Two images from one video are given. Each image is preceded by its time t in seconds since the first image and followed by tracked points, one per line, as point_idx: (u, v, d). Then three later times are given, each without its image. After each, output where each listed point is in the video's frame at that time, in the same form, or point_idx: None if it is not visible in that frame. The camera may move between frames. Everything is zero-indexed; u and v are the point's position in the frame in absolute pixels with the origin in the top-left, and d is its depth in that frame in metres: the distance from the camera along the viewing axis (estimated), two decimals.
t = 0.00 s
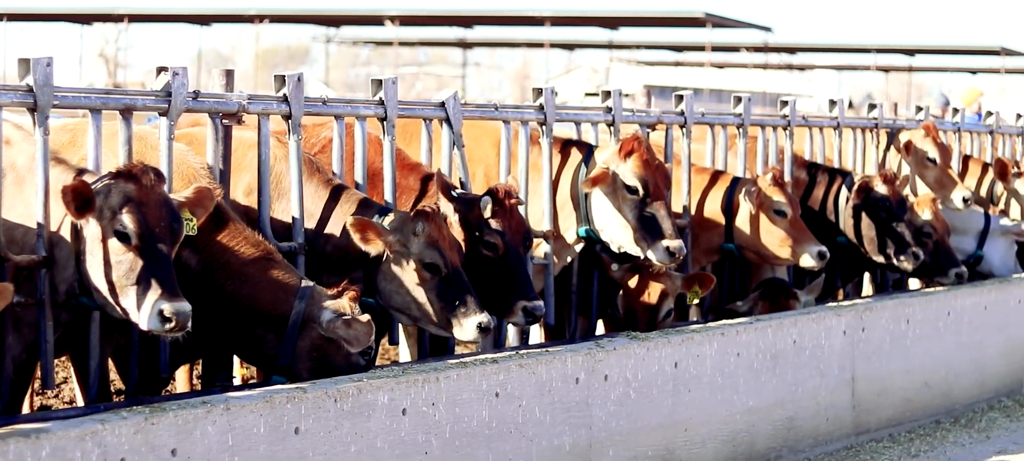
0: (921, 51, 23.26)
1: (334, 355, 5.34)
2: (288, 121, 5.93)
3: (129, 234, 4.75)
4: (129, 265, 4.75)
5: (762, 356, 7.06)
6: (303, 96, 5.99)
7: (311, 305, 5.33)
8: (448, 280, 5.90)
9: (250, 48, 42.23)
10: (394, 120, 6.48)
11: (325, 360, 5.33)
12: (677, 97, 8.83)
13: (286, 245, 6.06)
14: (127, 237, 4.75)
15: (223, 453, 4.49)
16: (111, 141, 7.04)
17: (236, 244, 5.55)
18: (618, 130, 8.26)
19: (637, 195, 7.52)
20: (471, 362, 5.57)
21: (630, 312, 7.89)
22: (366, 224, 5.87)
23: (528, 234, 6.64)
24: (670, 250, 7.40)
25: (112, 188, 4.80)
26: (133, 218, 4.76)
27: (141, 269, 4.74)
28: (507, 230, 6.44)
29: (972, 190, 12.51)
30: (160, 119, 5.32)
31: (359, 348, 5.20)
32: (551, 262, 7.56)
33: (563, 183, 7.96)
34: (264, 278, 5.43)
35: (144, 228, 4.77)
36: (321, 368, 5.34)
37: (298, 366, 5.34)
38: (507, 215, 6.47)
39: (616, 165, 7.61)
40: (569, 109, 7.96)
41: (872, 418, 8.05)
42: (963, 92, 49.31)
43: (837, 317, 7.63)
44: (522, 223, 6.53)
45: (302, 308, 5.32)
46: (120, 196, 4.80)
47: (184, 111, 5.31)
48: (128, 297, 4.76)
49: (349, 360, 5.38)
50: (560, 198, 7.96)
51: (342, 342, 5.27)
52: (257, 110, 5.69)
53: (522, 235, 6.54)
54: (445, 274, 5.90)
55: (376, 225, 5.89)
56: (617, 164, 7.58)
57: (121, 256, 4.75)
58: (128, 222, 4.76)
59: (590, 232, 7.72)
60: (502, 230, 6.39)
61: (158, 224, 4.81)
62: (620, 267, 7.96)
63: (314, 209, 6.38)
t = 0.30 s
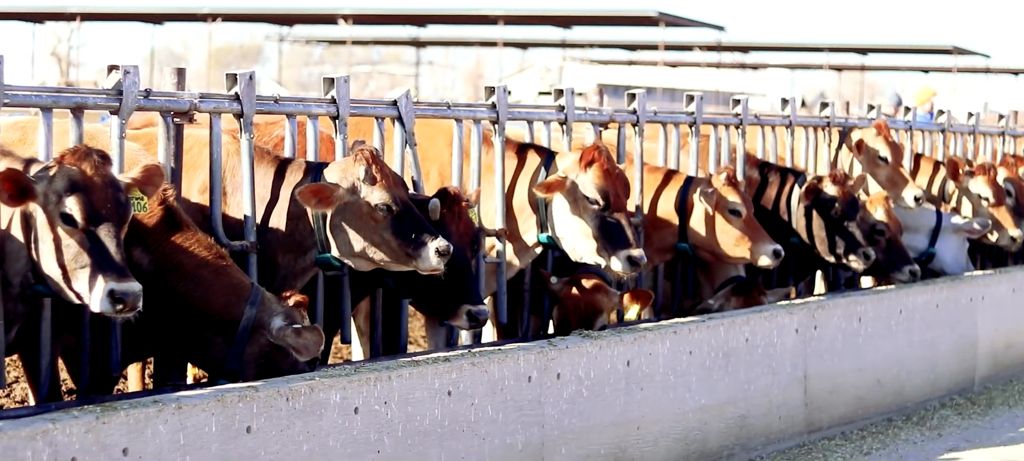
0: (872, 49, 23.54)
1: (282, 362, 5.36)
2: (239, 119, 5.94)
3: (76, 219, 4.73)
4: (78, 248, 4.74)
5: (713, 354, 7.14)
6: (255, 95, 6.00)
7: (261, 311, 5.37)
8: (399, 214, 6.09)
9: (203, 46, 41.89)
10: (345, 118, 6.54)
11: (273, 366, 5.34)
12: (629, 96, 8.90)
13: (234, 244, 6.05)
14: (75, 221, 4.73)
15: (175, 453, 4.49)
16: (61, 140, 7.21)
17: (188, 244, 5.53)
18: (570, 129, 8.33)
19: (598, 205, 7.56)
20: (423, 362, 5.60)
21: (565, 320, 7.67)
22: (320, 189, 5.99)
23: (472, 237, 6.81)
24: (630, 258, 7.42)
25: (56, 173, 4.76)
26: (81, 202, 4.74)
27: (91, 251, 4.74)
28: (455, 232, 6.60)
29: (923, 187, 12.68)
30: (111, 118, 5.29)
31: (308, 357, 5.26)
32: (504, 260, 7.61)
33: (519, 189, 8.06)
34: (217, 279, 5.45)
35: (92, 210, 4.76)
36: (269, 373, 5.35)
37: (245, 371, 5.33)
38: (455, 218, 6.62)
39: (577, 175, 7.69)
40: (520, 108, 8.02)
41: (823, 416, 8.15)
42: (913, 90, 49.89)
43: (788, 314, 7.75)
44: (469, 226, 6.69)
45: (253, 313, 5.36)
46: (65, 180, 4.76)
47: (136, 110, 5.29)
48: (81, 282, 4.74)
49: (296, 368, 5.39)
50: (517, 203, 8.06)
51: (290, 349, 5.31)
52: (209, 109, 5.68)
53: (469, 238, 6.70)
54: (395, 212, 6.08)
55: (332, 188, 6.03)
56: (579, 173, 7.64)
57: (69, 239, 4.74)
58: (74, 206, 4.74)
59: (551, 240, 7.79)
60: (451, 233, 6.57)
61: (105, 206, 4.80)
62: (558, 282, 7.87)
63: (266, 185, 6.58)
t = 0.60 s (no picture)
0: (828, 50, 23.77)
1: (233, 364, 5.40)
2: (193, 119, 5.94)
3: (25, 217, 4.69)
4: (28, 246, 4.71)
5: (668, 354, 7.21)
6: (209, 95, 6.01)
7: (211, 311, 5.39)
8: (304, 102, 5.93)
9: (158, 46, 41.58)
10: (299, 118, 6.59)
11: (224, 368, 5.38)
12: (585, 97, 8.97)
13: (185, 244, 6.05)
14: (25, 220, 4.69)
15: (129, 454, 4.48)
16: (13, 141, 7.20)
17: (142, 246, 5.53)
18: (526, 129, 8.39)
19: (569, 215, 7.63)
20: (378, 363, 5.61)
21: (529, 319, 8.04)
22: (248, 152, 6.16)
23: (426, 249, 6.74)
24: (596, 271, 7.53)
25: (5, 171, 4.73)
26: (30, 200, 4.71)
27: (41, 250, 4.72)
28: (404, 243, 6.51)
29: (878, 188, 12.83)
30: (65, 118, 5.27)
31: (260, 358, 5.30)
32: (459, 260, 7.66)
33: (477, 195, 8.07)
34: (164, 277, 5.45)
35: (41, 209, 4.74)
36: (220, 376, 5.38)
37: (195, 373, 5.33)
38: (404, 229, 6.53)
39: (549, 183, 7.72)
40: (476, 109, 8.06)
41: (778, 416, 8.24)
42: (869, 92, 50.41)
43: (744, 315, 7.84)
44: (419, 236, 6.60)
45: (204, 313, 5.37)
46: (14, 179, 4.73)
47: (89, 111, 5.28)
48: (30, 282, 4.70)
49: (246, 370, 5.45)
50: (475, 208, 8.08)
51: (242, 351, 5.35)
52: (162, 110, 5.68)
53: (421, 249, 6.61)
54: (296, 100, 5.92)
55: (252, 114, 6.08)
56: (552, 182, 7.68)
57: (19, 237, 4.70)
58: (24, 205, 4.71)
59: (507, 244, 7.83)
60: (399, 244, 6.50)
61: (54, 205, 4.79)
62: (518, 282, 8.12)
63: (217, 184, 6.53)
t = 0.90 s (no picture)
0: (785, 51, 23.97)
1: (192, 356, 5.39)
2: (149, 120, 5.93)
3: None
4: None
5: (625, 355, 7.27)
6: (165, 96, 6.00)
7: (166, 302, 5.39)
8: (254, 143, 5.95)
9: (115, 45, 41.23)
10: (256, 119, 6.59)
11: (183, 359, 5.38)
12: (541, 97, 9.03)
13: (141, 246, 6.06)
14: None
15: (83, 455, 4.47)
16: None
17: (90, 244, 5.52)
18: (483, 130, 8.43)
19: (535, 218, 7.78)
20: (334, 363, 5.63)
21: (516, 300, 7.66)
22: (178, 187, 6.07)
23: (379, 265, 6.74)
24: (560, 275, 7.76)
25: None
26: None
27: None
28: (354, 261, 6.51)
29: (835, 189, 12.98)
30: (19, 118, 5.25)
31: (218, 347, 5.34)
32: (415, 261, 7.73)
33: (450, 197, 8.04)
34: (118, 273, 5.43)
35: None
36: (179, 368, 5.38)
37: (156, 366, 5.35)
38: (355, 246, 6.52)
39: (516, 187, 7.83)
40: (433, 109, 8.10)
41: (735, 417, 8.32)
42: (826, 92, 50.85)
43: (699, 316, 7.91)
44: (371, 253, 6.59)
45: (159, 304, 5.37)
46: None
47: (44, 111, 5.25)
48: None
49: (207, 361, 5.43)
50: (439, 213, 8.08)
51: (200, 341, 5.37)
52: (118, 111, 5.67)
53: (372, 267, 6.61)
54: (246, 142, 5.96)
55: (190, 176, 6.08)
56: (518, 187, 7.79)
57: None
58: None
59: (474, 249, 7.96)
60: (348, 261, 6.50)
61: (8, 210, 4.80)
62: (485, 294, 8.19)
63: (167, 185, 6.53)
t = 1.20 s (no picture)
0: (742, 51, 24.15)
1: (154, 341, 5.53)
2: (104, 120, 5.93)
3: None
4: None
5: (582, 354, 7.33)
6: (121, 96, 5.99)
7: (126, 290, 5.54)
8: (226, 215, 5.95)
9: (71, 44, 40.87)
10: (212, 119, 6.59)
11: (146, 347, 5.51)
12: (498, 97, 9.06)
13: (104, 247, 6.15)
14: None
15: (39, 455, 4.47)
16: None
17: (48, 238, 5.66)
18: (439, 130, 8.45)
19: (495, 208, 7.93)
20: (291, 363, 5.64)
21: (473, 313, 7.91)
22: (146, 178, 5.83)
23: (328, 277, 6.89)
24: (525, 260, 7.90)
25: None
26: None
27: None
28: (298, 278, 6.66)
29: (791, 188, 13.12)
30: None
31: (179, 329, 5.47)
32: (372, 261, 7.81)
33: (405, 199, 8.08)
34: (76, 265, 5.59)
35: None
36: (142, 356, 5.50)
37: (119, 354, 5.48)
38: (300, 264, 6.66)
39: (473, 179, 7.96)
40: (389, 109, 8.13)
41: (691, 416, 8.41)
42: (783, 92, 51.22)
43: (656, 315, 7.99)
44: (317, 271, 6.72)
45: (118, 293, 5.52)
46: None
47: None
48: None
49: (168, 347, 5.57)
50: (396, 212, 8.09)
51: (161, 325, 5.51)
52: (73, 110, 5.66)
53: (319, 284, 6.74)
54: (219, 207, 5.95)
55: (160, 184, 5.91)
56: (477, 179, 7.94)
57: None
58: None
59: (433, 242, 8.00)
60: (291, 279, 6.64)
61: None
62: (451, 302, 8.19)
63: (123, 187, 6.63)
